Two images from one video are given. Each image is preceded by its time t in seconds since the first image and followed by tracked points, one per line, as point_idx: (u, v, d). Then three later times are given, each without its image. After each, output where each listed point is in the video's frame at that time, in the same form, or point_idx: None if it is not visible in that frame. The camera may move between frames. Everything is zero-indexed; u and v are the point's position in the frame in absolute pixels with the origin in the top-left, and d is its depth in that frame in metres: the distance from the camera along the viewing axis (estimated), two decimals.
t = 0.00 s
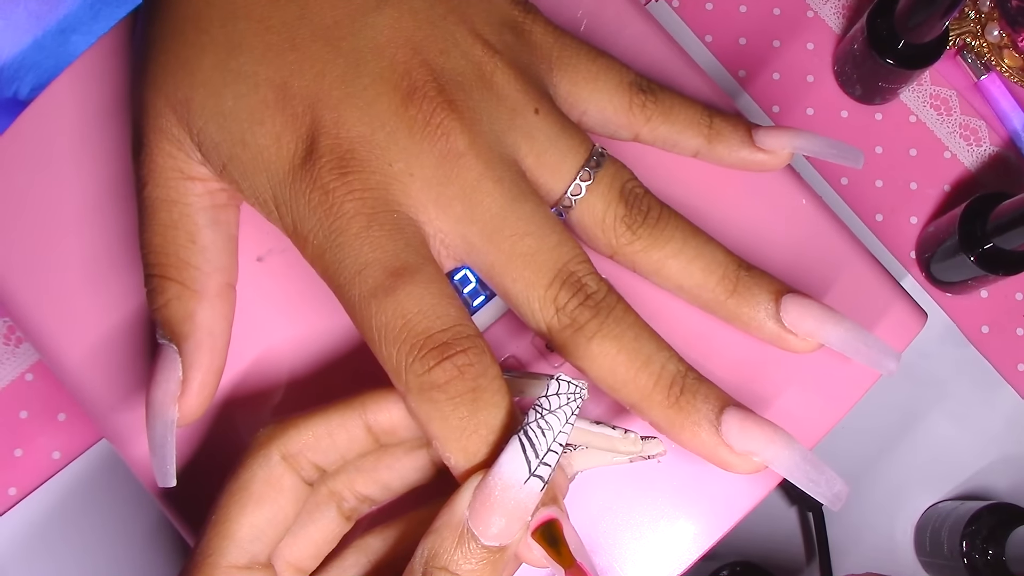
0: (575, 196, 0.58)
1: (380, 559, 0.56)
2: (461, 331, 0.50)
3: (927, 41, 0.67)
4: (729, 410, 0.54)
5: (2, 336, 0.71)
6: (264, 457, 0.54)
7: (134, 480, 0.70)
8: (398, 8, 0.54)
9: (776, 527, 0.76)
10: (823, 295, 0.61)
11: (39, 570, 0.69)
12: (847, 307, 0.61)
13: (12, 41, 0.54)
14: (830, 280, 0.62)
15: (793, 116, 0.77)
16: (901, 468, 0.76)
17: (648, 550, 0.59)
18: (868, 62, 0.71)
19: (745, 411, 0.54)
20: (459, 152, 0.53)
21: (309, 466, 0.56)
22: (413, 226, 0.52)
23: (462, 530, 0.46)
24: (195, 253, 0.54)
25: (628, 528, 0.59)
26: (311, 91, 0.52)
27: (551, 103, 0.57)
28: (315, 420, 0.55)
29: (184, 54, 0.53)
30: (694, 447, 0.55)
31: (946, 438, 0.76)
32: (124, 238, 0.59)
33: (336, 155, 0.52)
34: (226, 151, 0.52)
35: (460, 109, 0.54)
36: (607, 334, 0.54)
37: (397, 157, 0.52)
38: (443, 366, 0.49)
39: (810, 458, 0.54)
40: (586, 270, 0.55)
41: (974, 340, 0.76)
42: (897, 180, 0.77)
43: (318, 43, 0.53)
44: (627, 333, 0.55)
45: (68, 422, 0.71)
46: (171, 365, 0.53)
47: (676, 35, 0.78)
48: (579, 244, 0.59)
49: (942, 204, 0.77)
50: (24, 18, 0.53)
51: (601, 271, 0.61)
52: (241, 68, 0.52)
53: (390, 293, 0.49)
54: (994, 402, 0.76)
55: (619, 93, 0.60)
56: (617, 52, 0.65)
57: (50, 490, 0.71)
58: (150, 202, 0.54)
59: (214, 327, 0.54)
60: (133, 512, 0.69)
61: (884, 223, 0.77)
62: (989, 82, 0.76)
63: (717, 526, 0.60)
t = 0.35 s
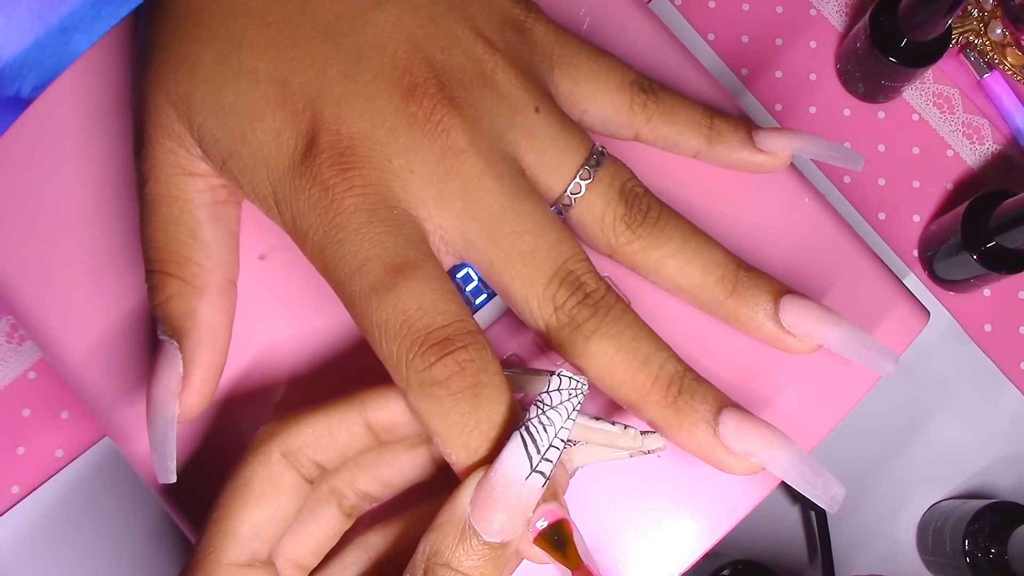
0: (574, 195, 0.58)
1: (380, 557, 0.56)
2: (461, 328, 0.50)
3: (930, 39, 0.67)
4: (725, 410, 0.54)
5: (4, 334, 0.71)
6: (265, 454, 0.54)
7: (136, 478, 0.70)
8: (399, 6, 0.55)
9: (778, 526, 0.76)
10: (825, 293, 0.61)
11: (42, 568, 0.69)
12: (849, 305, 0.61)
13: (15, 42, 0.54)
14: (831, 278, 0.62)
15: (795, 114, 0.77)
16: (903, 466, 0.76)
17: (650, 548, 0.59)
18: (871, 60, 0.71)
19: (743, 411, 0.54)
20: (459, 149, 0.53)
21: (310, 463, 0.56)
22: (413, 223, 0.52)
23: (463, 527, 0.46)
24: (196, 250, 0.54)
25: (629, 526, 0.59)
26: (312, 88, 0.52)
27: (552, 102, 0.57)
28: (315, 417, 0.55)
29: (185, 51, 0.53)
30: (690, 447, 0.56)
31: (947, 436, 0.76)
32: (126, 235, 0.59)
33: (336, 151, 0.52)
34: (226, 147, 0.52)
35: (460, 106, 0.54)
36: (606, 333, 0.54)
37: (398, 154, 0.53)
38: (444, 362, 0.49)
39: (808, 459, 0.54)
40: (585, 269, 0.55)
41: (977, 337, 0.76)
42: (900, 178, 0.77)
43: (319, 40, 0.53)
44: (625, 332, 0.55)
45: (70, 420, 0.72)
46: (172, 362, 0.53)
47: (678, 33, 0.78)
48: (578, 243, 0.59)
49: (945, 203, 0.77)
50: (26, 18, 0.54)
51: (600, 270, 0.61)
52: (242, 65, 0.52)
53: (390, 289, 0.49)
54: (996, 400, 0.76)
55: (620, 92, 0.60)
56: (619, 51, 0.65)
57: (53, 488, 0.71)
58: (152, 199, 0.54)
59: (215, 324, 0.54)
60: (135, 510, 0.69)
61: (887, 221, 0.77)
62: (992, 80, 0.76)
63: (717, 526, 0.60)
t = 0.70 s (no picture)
0: (571, 199, 0.58)
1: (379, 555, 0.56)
2: (460, 327, 0.50)
3: (929, 38, 0.67)
4: (721, 417, 0.55)
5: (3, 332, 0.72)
6: (262, 454, 0.54)
7: (134, 477, 0.70)
8: (398, 6, 0.54)
9: (777, 527, 0.76)
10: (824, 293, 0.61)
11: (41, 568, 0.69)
12: (848, 304, 0.61)
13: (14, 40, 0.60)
14: (831, 276, 0.62)
15: (795, 113, 0.77)
16: (901, 467, 0.76)
17: (648, 548, 0.59)
18: (871, 59, 0.71)
19: (737, 419, 0.54)
20: (457, 150, 0.53)
21: (308, 463, 0.56)
22: (412, 223, 0.52)
23: (463, 526, 0.46)
24: (193, 248, 0.54)
25: (627, 526, 0.59)
26: (310, 88, 0.52)
27: (551, 104, 0.57)
28: (313, 416, 0.55)
29: (183, 49, 0.53)
30: (685, 453, 0.56)
31: (947, 435, 0.76)
32: (125, 233, 0.59)
33: (334, 150, 0.52)
34: (223, 145, 0.52)
35: (459, 107, 0.54)
36: (601, 338, 0.55)
37: (396, 154, 0.52)
38: (442, 362, 0.49)
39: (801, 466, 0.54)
40: (580, 274, 0.55)
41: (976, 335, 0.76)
42: (900, 177, 0.77)
43: (317, 39, 0.53)
44: (620, 338, 0.55)
45: (70, 418, 0.72)
46: (168, 361, 0.53)
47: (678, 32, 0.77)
48: (575, 247, 0.59)
49: (945, 201, 0.77)
50: (22, 17, 0.59)
51: (594, 274, 0.61)
52: (240, 64, 0.52)
53: (389, 289, 0.49)
54: (995, 399, 0.76)
55: (619, 94, 0.60)
56: (618, 50, 0.65)
57: (52, 487, 0.71)
58: (149, 196, 0.54)
59: (211, 324, 0.54)
60: (133, 509, 0.69)
61: (886, 220, 0.77)
62: (991, 78, 0.76)
63: (714, 525, 0.60)
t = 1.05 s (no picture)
0: (569, 202, 0.58)
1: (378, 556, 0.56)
2: (457, 327, 0.50)
3: (928, 38, 0.67)
4: (716, 419, 0.55)
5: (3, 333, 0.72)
6: (260, 454, 0.54)
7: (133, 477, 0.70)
8: (398, 8, 0.54)
9: (775, 526, 0.76)
10: (823, 293, 0.62)
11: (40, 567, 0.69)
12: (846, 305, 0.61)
13: (14, 41, 0.60)
14: (830, 276, 0.62)
15: (794, 113, 0.77)
16: (901, 467, 0.76)
17: (647, 547, 0.59)
18: (870, 59, 0.71)
19: (732, 421, 0.55)
20: (457, 151, 0.53)
21: (306, 463, 0.56)
22: (410, 224, 0.52)
23: (462, 525, 0.46)
24: (189, 245, 0.54)
25: (625, 525, 0.59)
26: (309, 89, 0.52)
27: (549, 108, 0.57)
28: (312, 416, 0.55)
29: (184, 47, 0.53)
30: (681, 456, 0.56)
31: (947, 435, 0.76)
32: (122, 232, 0.59)
33: (332, 152, 0.52)
34: (222, 146, 0.52)
35: (458, 109, 0.54)
36: (598, 341, 0.55)
37: (394, 155, 0.52)
38: (439, 362, 0.49)
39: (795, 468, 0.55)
40: (577, 277, 0.55)
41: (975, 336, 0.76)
42: (898, 177, 0.77)
43: (317, 40, 0.53)
44: (615, 341, 0.55)
45: (69, 418, 0.72)
46: (156, 356, 0.53)
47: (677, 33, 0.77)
48: (572, 249, 0.59)
49: (944, 202, 0.77)
50: (22, 17, 0.60)
51: (591, 275, 0.61)
52: (240, 64, 0.52)
53: (386, 289, 0.49)
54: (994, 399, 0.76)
55: (617, 97, 0.60)
56: (617, 51, 0.65)
57: (51, 486, 0.71)
58: (147, 193, 0.54)
59: (204, 318, 0.54)
60: (132, 509, 0.69)
61: (885, 220, 0.77)
62: (989, 78, 0.76)
63: (713, 525, 0.60)
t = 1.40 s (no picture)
0: (567, 201, 0.58)
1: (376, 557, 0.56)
2: (451, 328, 0.50)
3: (928, 37, 0.67)
4: (715, 417, 0.55)
5: (2, 332, 0.72)
6: (258, 458, 0.54)
7: (132, 476, 0.70)
8: (396, 6, 0.54)
9: (774, 527, 0.75)
10: (823, 294, 0.61)
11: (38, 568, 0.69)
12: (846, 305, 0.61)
13: (13, 41, 0.60)
14: (829, 276, 0.62)
15: (794, 112, 0.77)
16: (901, 466, 0.76)
17: (646, 549, 0.59)
18: (870, 58, 0.71)
19: (730, 419, 0.54)
20: (454, 150, 0.53)
21: (304, 467, 0.55)
22: (405, 223, 0.52)
23: (452, 528, 0.46)
24: (187, 243, 0.54)
25: (625, 527, 0.59)
26: (306, 87, 0.52)
27: (548, 106, 0.57)
28: (310, 420, 0.55)
29: (182, 44, 0.53)
30: (681, 455, 0.56)
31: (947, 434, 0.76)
32: (122, 231, 0.58)
33: (329, 150, 0.51)
34: (219, 143, 0.52)
35: (455, 108, 0.54)
36: (596, 339, 0.54)
37: (391, 153, 0.52)
38: (431, 363, 0.49)
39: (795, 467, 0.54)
40: (575, 275, 0.55)
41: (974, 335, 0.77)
42: (898, 177, 0.77)
43: (314, 38, 0.53)
44: (614, 339, 0.55)
45: (69, 418, 0.72)
46: (155, 354, 0.52)
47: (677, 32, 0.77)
48: (571, 248, 0.59)
49: (943, 202, 0.77)
50: (21, 17, 0.59)
51: (591, 275, 0.61)
52: (237, 62, 0.52)
53: (380, 288, 0.49)
54: (994, 399, 0.76)
55: (616, 96, 0.60)
56: (617, 51, 0.65)
57: (50, 486, 0.71)
58: (145, 191, 0.54)
59: (201, 317, 0.54)
60: (131, 509, 0.69)
61: (885, 220, 0.77)
62: (989, 78, 0.76)
63: (712, 527, 0.60)
